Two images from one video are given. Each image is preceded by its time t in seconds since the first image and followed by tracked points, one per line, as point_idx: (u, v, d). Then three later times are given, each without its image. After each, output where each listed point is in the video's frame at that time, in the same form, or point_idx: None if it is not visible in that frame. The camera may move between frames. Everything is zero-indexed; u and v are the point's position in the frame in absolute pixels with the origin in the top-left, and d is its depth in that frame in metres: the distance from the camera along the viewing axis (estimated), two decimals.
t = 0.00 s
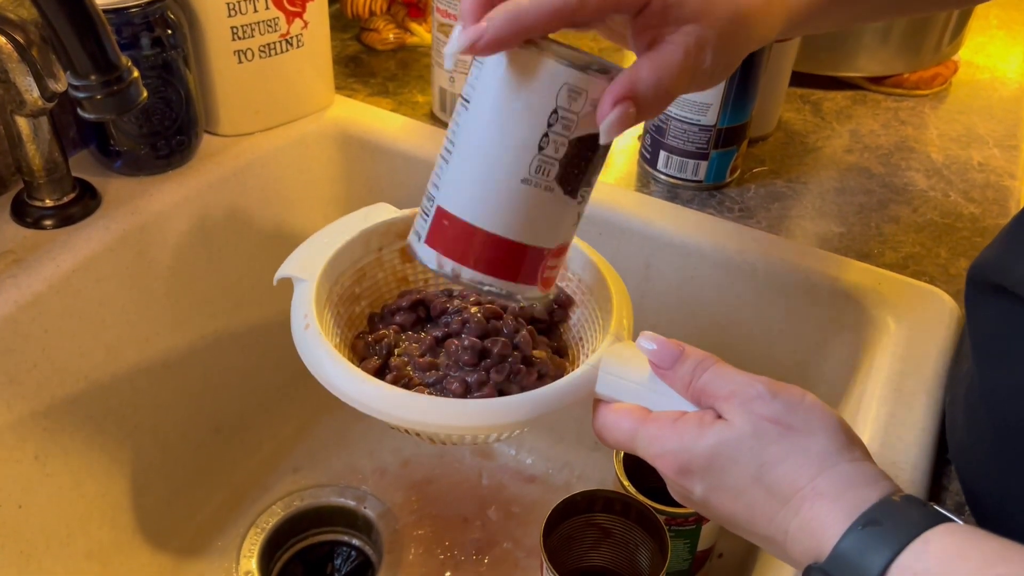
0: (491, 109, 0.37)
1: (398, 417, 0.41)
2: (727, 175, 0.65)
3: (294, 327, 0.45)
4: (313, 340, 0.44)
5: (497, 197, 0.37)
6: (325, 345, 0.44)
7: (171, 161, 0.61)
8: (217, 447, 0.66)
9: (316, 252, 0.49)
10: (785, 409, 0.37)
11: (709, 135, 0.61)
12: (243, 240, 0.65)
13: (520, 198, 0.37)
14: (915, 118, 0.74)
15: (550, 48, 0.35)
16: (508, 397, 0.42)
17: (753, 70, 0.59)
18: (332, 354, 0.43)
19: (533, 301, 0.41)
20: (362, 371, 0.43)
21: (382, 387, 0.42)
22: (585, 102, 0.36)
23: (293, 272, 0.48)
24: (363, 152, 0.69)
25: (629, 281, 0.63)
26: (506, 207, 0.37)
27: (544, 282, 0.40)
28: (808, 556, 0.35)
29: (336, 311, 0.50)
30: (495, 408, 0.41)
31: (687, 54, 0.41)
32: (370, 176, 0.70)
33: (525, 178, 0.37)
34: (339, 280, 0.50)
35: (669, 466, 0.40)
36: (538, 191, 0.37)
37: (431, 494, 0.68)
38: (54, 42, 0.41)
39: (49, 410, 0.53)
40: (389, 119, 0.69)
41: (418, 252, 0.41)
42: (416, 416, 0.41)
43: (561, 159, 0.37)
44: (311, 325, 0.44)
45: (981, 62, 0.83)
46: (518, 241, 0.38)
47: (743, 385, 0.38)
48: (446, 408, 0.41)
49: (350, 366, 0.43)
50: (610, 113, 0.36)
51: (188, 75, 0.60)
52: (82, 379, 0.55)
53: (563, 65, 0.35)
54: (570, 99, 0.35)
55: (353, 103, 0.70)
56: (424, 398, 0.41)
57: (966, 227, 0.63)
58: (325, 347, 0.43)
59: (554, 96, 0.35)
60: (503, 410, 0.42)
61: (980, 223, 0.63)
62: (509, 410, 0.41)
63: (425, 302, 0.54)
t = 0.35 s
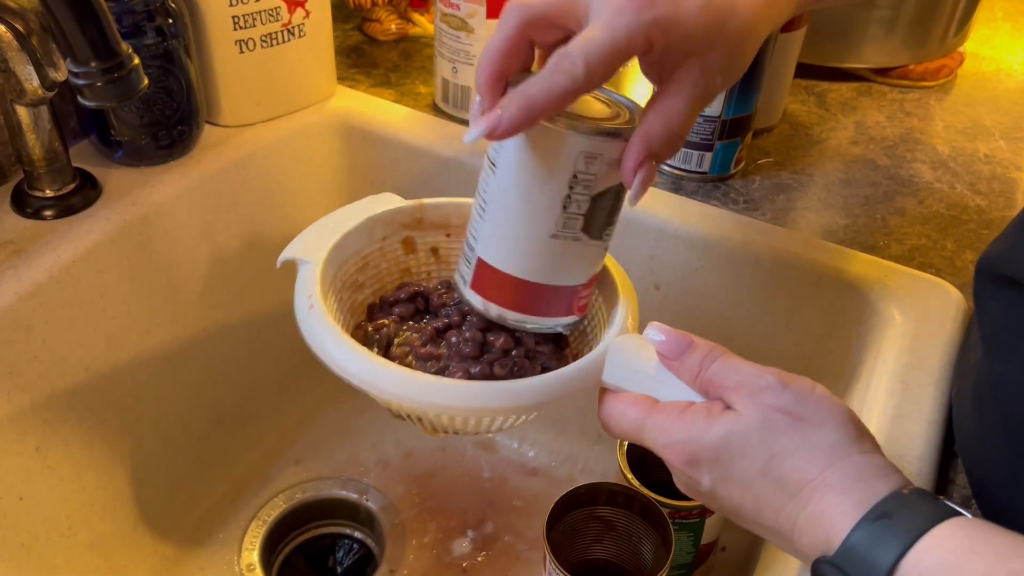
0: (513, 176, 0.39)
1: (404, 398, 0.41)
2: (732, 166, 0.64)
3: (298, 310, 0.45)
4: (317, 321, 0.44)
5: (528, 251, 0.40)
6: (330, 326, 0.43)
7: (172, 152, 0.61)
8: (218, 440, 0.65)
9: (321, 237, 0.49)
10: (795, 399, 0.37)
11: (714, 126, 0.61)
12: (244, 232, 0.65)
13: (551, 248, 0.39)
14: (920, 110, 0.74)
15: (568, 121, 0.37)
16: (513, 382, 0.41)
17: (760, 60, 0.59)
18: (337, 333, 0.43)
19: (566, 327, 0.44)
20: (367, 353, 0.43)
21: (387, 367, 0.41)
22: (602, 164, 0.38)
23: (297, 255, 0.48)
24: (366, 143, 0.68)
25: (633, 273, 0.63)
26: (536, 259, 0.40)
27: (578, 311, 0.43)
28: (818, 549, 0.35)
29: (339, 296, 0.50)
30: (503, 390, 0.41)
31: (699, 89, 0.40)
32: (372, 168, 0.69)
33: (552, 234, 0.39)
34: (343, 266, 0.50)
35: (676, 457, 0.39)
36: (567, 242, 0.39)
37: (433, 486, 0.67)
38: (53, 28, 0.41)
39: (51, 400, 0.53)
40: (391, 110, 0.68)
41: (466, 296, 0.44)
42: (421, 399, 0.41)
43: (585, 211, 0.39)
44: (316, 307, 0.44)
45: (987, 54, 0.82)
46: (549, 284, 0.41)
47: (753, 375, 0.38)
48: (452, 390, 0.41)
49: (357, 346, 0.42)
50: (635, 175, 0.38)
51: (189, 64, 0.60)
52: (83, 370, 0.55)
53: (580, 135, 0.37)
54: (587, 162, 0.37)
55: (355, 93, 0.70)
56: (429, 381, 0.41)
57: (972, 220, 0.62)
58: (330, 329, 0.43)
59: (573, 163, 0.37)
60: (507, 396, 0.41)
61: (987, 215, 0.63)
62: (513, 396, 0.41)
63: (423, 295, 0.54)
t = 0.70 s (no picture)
0: (531, 124, 0.36)
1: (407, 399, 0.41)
2: (737, 159, 0.63)
3: (302, 307, 0.44)
4: (320, 319, 0.43)
5: (545, 206, 0.37)
6: (332, 324, 0.43)
7: (171, 144, 0.60)
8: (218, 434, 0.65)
9: (327, 228, 0.49)
10: (802, 395, 0.36)
11: (719, 118, 0.60)
12: (244, 225, 0.64)
13: (567, 202, 0.37)
14: (926, 103, 0.73)
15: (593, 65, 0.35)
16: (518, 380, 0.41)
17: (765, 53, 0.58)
18: (340, 332, 0.43)
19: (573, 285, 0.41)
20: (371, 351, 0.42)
21: (390, 367, 0.41)
22: (625, 114, 0.35)
23: (303, 249, 0.47)
24: (367, 135, 0.68)
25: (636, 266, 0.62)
26: (551, 216, 0.37)
27: (583, 275, 0.40)
28: (823, 545, 0.35)
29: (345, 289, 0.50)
30: (506, 390, 0.40)
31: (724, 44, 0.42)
32: (373, 160, 0.69)
33: (567, 188, 0.36)
34: (350, 256, 0.50)
35: (681, 452, 0.39)
36: (583, 198, 0.37)
37: (434, 481, 0.67)
38: (50, 18, 0.40)
39: (50, 395, 0.52)
40: (392, 102, 0.68)
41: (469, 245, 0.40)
42: (425, 400, 0.40)
43: (603, 164, 0.36)
44: (319, 304, 0.44)
45: (994, 46, 0.81)
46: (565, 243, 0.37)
47: (760, 369, 0.38)
48: (456, 390, 0.40)
49: (359, 346, 0.42)
50: (653, 128, 0.36)
51: (188, 55, 0.59)
52: (82, 364, 0.54)
53: (604, 83, 0.35)
54: (609, 113, 0.35)
55: (356, 85, 0.69)
56: (432, 381, 0.41)
57: (979, 214, 0.62)
58: (332, 326, 0.43)
59: (594, 111, 0.35)
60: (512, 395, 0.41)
61: (994, 210, 0.62)
62: (517, 395, 0.41)
63: (428, 284, 0.54)
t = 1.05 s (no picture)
0: (539, 75, 0.36)
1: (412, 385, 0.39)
2: (744, 147, 0.62)
3: (303, 292, 0.43)
4: (321, 305, 0.42)
5: (541, 164, 0.36)
6: (333, 309, 0.42)
7: (165, 131, 0.59)
8: (214, 428, 0.64)
9: (329, 213, 0.47)
10: (817, 387, 0.35)
11: (726, 105, 0.59)
12: (240, 214, 0.63)
13: (566, 157, 0.36)
14: (937, 91, 0.71)
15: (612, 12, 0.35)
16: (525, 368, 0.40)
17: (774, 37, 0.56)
18: (342, 317, 0.41)
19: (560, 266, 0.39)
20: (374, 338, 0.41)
21: (395, 353, 0.40)
22: (641, 70, 0.35)
23: (305, 234, 0.46)
24: (365, 123, 0.66)
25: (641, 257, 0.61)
26: (546, 167, 0.36)
27: (576, 250, 0.39)
28: (837, 543, 0.34)
29: (347, 274, 0.49)
30: (515, 378, 0.39)
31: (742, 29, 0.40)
32: (371, 148, 0.67)
33: (569, 140, 0.36)
34: (353, 243, 0.48)
35: (690, 445, 0.37)
36: (582, 156, 0.36)
37: (434, 475, 0.66)
38: None
39: (40, 387, 0.51)
40: (391, 88, 0.66)
41: (450, 206, 0.39)
42: (431, 387, 0.39)
43: (608, 125, 0.36)
44: (320, 291, 0.43)
45: (1005, 34, 0.80)
46: (559, 205, 0.37)
47: (773, 360, 0.36)
48: (463, 377, 0.39)
49: (361, 332, 0.41)
50: (674, 92, 0.36)
51: (182, 39, 0.58)
52: (74, 356, 0.53)
53: (620, 29, 0.35)
54: (622, 67, 0.35)
55: (354, 71, 0.68)
56: (437, 368, 0.39)
57: (992, 204, 0.60)
58: (333, 311, 0.41)
59: (608, 59, 0.35)
60: (519, 383, 0.39)
61: (1007, 199, 0.60)
62: (525, 382, 0.39)
63: (430, 275, 0.52)
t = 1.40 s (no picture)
0: (552, 100, 0.39)
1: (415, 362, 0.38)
2: (751, 136, 0.61)
3: (304, 267, 0.42)
4: (322, 280, 0.41)
5: (562, 190, 0.39)
6: (335, 283, 0.40)
7: (158, 117, 0.57)
8: (208, 422, 0.62)
9: (333, 200, 0.46)
10: (834, 378, 0.34)
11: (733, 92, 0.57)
12: (235, 203, 0.61)
13: (583, 184, 0.38)
14: (946, 80, 0.70)
15: (610, 41, 0.37)
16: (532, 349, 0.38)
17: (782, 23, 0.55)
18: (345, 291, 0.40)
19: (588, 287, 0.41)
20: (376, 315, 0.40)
21: (398, 330, 0.38)
22: (647, 94, 0.37)
23: (308, 216, 0.45)
24: (363, 111, 0.65)
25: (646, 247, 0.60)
26: (569, 201, 0.39)
27: (603, 271, 0.41)
28: (854, 539, 0.32)
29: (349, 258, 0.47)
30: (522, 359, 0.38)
31: (761, 31, 0.39)
32: (369, 136, 0.66)
33: (584, 166, 0.38)
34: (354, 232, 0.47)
35: (700, 436, 0.36)
36: (598, 181, 0.38)
37: (433, 470, 0.65)
38: None
39: (28, 380, 0.49)
40: (389, 75, 0.65)
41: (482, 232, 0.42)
42: (435, 365, 0.38)
43: (621, 149, 0.38)
44: (322, 266, 0.41)
45: (1014, 22, 0.78)
46: (579, 227, 0.39)
47: (788, 351, 0.35)
48: (468, 356, 0.38)
49: (364, 306, 0.39)
50: (682, 111, 0.36)
51: (174, 23, 0.56)
52: (63, 347, 0.51)
53: (622, 57, 0.36)
54: (632, 91, 0.37)
55: (351, 57, 0.66)
56: (443, 345, 0.38)
57: (1004, 194, 0.59)
58: (334, 286, 0.40)
59: (615, 88, 0.37)
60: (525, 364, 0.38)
61: (1019, 190, 0.59)
62: (532, 363, 0.38)
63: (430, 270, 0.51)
